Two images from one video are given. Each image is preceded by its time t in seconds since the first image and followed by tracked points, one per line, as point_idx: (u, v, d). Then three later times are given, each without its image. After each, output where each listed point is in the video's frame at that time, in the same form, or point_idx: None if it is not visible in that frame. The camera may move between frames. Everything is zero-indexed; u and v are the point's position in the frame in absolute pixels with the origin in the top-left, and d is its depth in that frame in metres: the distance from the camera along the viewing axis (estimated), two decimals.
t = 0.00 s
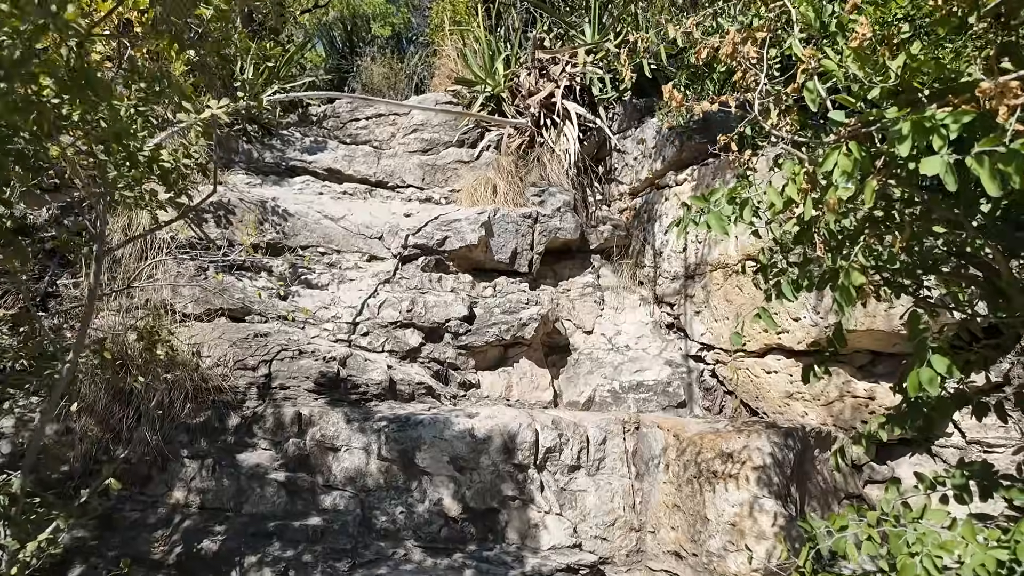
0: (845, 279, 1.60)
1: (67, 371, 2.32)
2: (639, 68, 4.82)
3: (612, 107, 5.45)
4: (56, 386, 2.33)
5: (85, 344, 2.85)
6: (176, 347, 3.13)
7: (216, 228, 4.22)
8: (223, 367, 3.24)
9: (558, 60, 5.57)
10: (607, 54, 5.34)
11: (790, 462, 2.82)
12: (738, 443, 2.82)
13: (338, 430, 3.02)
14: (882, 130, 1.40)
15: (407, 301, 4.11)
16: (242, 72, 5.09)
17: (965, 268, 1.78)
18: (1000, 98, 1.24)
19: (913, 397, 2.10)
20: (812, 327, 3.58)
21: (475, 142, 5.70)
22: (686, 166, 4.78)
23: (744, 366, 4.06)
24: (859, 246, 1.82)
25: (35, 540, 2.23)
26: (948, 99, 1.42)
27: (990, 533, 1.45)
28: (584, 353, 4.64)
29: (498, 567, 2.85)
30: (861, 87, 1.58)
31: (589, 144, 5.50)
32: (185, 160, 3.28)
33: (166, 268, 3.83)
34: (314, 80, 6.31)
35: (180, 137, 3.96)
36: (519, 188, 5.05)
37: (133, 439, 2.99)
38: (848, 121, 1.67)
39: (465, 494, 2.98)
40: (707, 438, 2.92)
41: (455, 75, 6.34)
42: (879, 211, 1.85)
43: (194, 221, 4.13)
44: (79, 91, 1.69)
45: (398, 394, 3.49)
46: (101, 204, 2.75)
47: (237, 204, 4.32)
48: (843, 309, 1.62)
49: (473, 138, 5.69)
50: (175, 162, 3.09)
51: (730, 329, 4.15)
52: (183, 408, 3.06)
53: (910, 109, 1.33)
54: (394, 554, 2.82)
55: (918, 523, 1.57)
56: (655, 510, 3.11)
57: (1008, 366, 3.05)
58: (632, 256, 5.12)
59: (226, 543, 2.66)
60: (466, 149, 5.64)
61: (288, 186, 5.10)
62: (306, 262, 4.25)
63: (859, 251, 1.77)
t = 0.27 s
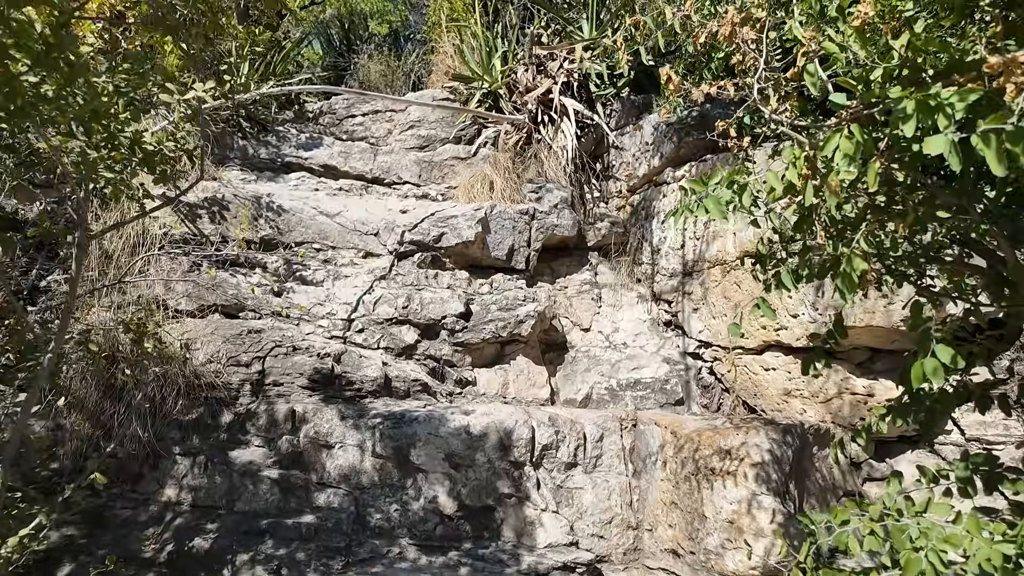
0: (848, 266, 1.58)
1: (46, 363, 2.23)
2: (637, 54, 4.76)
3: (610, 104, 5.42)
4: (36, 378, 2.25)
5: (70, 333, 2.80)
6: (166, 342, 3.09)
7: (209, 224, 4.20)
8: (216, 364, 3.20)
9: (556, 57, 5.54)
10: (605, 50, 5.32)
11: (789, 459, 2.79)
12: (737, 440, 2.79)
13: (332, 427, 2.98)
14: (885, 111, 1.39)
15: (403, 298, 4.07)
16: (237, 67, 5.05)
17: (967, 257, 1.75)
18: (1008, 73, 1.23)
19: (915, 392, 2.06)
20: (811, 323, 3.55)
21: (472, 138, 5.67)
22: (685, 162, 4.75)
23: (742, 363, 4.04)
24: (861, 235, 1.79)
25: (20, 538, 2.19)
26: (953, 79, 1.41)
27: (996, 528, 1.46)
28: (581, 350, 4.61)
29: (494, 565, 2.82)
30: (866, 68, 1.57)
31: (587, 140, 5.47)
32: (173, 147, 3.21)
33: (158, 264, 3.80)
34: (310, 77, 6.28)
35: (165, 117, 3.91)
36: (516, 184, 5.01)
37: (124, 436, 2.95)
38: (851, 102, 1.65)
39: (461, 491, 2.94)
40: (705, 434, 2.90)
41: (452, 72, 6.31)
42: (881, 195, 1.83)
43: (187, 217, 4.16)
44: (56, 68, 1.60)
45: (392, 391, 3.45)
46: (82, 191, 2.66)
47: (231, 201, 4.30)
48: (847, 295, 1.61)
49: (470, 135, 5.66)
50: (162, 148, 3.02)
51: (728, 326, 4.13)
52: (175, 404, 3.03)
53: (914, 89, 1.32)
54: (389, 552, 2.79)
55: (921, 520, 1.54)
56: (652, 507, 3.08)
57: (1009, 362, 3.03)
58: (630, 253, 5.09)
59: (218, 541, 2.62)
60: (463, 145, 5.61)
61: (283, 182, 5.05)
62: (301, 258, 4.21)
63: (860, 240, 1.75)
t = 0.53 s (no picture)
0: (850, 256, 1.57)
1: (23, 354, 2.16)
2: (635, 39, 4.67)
3: (605, 101, 5.44)
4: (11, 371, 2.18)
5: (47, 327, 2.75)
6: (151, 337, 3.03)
7: (200, 220, 4.15)
8: (205, 361, 3.15)
9: (551, 54, 5.52)
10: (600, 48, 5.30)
11: (784, 457, 2.77)
12: (732, 438, 2.74)
13: (323, 425, 2.94)
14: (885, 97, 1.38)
15: (395, 295, 4.03)
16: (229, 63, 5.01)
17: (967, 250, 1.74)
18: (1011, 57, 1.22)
19: (911, 388, 2.05)
20: (806, 321, 3.53)
21: (467, 135, 5.64)
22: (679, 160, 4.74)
23: (736, 361, 4.02)
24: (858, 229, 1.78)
25: None
26: (955, 64, 1.38)
27: (996, 527, 1.44)
28: (575, 348, 4.59)
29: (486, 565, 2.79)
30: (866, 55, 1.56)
31: (581, 138, 5.45)
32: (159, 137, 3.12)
33: (147, 261, 3.75)
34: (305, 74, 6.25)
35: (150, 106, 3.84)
36: (511, 181, 5.01)
37: (111, 434, 2.91)
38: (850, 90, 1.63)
39: (453, 490, 2.91)
40: (700, 433, 2.86)
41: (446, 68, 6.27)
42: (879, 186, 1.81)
43: (177, 214, 4.13)
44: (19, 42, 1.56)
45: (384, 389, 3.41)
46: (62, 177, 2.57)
47: (222, 196, 4.25)
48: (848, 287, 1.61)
49: (464, 132, 5.63)
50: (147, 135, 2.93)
51: (723, 324, 4.11)
52: (163, 402, 2.99)
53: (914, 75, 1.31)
54: (380, 552, 2.74)
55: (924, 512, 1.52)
56: (646, 506, 3.07)
57: (1003, 360, 3.03)
58: (624, 251, 5.07)
59: (205, 541, 2.57)
60: (457, 143, 5.57)
61: (275, 179, 5.01)
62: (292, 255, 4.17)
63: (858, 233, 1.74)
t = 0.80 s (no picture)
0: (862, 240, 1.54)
1: None
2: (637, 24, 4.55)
3: (600, 96, 5.39)
4: None
5: (23, 312, 2.70)
6: (135, 326, 2.96)
7: (189, 212, 4.06)
8: (193, 355, 3.09)
9: (545, 47, 5.46)
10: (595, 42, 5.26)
11: (783, 451, 2.73)
12: (731, 433, 2.69)
13: (314, 420, 2.88)
14: (909, 67, 1.37)
15: (388, 289, 3.97)
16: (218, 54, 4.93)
17: (982, 233, 1.73)
18: None
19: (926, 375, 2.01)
20: (802, 316, 3.51)
21: (460, 129, 5.58)
22: (675, 155, 4.70)
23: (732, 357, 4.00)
24: (867, 216, 1.75)
25: None
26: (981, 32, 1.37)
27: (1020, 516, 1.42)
28: (570, 344, 4.55)
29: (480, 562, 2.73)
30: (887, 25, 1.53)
31: (576, 133, 5.40)
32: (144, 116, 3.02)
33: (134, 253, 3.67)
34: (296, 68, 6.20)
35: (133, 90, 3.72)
36: (506, 176, 4.94)
37: (94, 428, 2.82)
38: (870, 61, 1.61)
39: (447, 485, 2.85)
40: (697, 428, 2.83)
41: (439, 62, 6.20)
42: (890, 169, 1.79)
43: (165, 206, 4.04)
44: None
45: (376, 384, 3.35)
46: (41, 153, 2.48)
47: (210, 188, 4.17)
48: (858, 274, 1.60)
49: (457, 126, 5.57)
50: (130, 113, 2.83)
51: (718, 320, 4.09)
52: (149, 396, 2.91)
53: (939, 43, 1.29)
54: (372, 549, 2.68)
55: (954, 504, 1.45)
56: (643, 502, 3.03)
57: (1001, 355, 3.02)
58: (619, 246, 5.03)
59: (191, 537, 2.50)
60: (450, 137, 5.50)
61: (265, 171, 4.92)
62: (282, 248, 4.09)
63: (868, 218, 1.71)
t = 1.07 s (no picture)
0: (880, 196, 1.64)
1: None
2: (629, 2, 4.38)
3: (592, 85, 5.31)
4: None
5: None
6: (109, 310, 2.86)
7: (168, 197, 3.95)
8: (170, 342, 2.98)
9: (537, 34, 5.36)
10: (588, 29, 5.17)
11: (779, 440, 2.67)
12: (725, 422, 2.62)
13: (296, 408, 2.78)
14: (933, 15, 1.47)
15: (374, 277, 3.86)
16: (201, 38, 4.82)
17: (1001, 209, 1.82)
18: None
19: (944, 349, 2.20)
20: (797, 305, 3.45)
21: (450, 117, 5.48)
22: (668, 143, 4.63)
23: (725, 347, 3.94)
24: (883, 174, 1.80)
25: None
26: None
27: None
28: (560, 335, 4.48)
29: (468, 554, 2.65)
30: None
31: (568, 122, 5.32)
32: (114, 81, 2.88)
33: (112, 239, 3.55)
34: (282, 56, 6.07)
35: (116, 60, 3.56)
36: (495, 164, 4.86)
37: (65, 417, 2.71)
38: (887, 10, 1.63)
39: (433, 476, 2.76)
40: (691, 417, 2.75)
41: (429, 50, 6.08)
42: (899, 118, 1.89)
43: (144, 189, 3.91)
44: None
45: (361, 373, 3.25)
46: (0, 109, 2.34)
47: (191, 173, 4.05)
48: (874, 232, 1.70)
49: (447, 114, 5.47)
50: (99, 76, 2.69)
51: (711, 310, 4.02)
52: (124, 383, 2.80)
53: None
54: (355, 541, 2.59)
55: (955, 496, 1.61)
56: (635, 493, 2.97)
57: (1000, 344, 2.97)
58: (611, 237, 4.96)
59: (165, 530, 2.39)
60: (440, 124, 5.40)
61: (249, 157, 4.80)
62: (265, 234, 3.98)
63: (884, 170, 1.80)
